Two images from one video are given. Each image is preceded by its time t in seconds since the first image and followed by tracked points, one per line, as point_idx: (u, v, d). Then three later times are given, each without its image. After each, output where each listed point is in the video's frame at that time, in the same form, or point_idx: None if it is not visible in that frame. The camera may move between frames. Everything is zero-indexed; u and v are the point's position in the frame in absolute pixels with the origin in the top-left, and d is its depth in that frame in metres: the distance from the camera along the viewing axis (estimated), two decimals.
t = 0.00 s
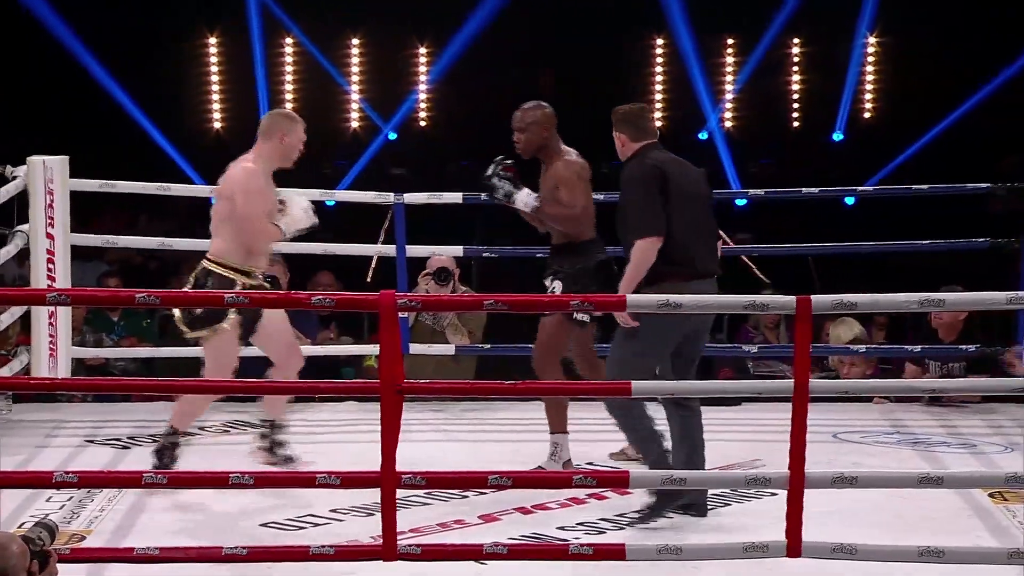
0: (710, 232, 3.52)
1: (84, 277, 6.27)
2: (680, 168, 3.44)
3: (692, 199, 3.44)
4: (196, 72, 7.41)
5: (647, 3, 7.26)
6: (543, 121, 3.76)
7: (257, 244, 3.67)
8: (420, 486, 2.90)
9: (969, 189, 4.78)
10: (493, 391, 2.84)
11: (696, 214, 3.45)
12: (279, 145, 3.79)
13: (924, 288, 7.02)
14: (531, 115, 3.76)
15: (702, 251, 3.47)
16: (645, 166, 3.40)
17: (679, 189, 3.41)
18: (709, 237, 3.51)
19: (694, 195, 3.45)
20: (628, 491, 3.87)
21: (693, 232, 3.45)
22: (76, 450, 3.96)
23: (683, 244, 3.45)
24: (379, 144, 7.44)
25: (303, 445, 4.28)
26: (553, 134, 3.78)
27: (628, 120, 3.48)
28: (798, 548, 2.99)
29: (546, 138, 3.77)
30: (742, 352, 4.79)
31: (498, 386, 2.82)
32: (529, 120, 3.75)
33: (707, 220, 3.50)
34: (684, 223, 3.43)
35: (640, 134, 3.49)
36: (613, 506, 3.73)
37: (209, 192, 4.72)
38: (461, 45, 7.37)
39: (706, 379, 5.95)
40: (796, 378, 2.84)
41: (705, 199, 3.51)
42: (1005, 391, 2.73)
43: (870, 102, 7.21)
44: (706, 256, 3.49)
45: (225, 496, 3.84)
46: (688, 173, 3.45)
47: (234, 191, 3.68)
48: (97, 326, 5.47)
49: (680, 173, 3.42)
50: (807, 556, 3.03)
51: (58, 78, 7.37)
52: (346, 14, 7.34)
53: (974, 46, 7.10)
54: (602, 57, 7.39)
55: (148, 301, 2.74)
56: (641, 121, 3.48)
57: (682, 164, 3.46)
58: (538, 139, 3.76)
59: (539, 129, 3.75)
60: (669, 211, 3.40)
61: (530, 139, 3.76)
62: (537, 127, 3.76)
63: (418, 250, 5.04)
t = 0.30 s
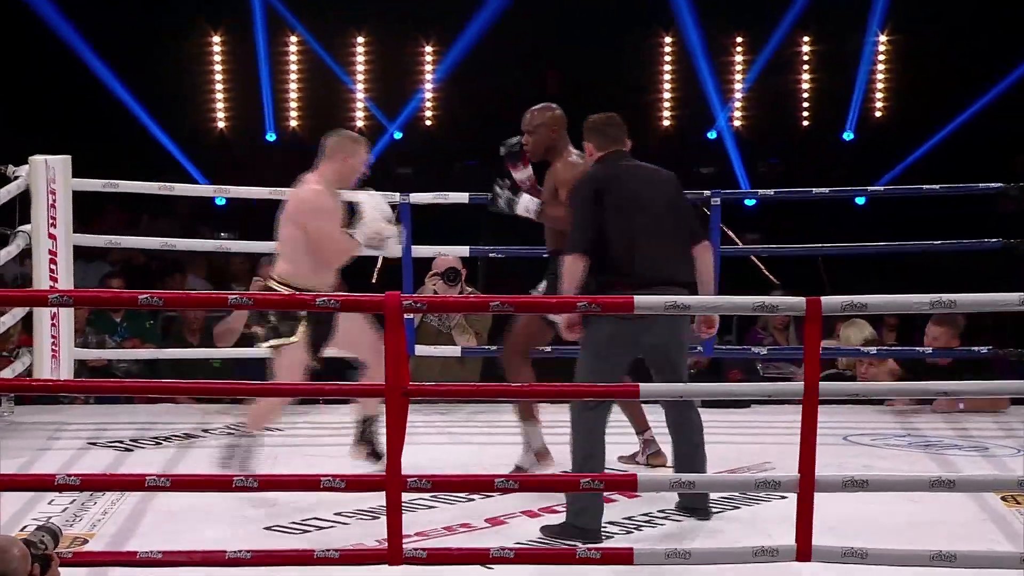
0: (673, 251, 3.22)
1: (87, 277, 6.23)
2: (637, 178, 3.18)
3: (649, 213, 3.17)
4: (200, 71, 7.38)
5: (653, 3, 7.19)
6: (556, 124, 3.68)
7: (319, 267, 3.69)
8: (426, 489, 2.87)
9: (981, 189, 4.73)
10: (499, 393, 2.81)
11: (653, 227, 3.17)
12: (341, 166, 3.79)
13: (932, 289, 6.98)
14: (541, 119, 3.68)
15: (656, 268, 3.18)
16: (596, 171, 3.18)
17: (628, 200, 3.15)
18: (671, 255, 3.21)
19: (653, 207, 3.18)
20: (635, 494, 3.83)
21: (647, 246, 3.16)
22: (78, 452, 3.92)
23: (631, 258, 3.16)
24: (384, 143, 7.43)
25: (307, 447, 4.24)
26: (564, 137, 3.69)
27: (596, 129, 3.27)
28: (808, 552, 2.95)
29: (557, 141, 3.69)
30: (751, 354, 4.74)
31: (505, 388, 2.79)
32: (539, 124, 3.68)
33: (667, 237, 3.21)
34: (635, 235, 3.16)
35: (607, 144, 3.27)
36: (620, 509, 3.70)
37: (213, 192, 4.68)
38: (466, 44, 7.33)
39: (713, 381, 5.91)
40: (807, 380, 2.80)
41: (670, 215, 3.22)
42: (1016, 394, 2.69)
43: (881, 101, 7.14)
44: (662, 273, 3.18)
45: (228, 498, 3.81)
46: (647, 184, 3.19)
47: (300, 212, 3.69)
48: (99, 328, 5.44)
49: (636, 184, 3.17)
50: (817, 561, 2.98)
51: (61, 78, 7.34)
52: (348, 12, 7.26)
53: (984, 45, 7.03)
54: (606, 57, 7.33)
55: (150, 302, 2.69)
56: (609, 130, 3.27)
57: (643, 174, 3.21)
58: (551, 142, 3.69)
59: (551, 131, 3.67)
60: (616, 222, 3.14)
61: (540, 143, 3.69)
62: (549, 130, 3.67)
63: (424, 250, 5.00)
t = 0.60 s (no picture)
0: (646, 247, 3.16)
1: (79, 278, 6.20)
2: (609, 172, 3.16)
3: (621, 206, 3.14)
4: (194, 71, 7.35)
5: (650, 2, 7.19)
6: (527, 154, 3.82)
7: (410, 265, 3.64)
8: (421, 492, 2.84)
9: (979, 189, 4.70)
10: (496, 396, 2.78)
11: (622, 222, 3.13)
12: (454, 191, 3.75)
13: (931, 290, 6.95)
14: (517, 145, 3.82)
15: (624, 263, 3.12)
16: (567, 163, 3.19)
17: (597, 193, 3.13)
18: (642, 252, 3.15)
19: (624, 202, 3.14)
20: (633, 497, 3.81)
21: (614, 242, 3.12)
22: (71, 455, 3.90)
23: (597, 251, 3.12)
24: (378, 144, 7.40)
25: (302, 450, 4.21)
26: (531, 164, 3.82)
27: (574, 126, 3.23)
28: (807, 556, 2.92)
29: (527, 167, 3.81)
30: (749, 356, 4.71)
31: (501, 390, 2.75)
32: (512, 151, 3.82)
33: (640, 233, 3.15)
34: (603, 229, 3.12)
35: (584, 140, 3.23)
36: (617, 513, 3.66)
37: (205, 193, 4.64)
38: (462, 44, 7.30)
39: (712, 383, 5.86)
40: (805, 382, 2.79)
41: (643, 212, 3.17)
42: (1016, 395, 2.67)
43: (880, 101, 7.13)
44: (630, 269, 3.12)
45: (222, 501, 3.78)
46: (619, 178, 3.16)
47: (404, 209, 3.65)
48: (91, 330, 5.40)
49: (607, 178, 3.15)
50: (815, 564, 2.96)
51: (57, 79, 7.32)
52: (346, 12, 7.28)
53: (981, 45, 7.01)
54: (604, 56, 7.30)
55: (144, 303, 2.69)
56: (588, 127, 3.22)
57: (616, 169, 3.18)
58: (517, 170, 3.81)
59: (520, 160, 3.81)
60: (583, 214, 3.13)
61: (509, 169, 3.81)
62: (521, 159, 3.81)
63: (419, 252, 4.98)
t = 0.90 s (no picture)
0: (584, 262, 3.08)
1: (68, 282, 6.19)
2: (548, 187, 3.05)
3: (557, 224, 3.03)
4: (185, 72, 7.31)
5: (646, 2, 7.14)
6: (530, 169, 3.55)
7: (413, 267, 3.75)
8: (413, 496, 2.81)
9: (977, 190, 4.66)
10: (489, 399, 2.75)
11: (560, 239, 3.03)
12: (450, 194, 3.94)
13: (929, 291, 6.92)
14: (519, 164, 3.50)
15: (560, 280, 3.04)
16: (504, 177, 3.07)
17: (535, 210, 3.02)
18: (578, 270, 3.06)
19: (563, 218, 3.04)
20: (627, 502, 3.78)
21: (550, 259, 3.03)
22: (59, 459, 3.86)
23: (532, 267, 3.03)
24: (371, 143, 7.37)
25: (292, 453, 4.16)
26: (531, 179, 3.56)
27: (514, 138, 3.11)
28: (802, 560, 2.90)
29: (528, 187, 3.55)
30: (744, 359, 4.68)
31: (494, 394, 2.72)
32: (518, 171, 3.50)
33: (575, 253, 3.05)
34: (540, 245, 3.02)
35: (524, 153, 3.10)
36: (611, 517, 3.63)
37: (195, 194, 4.60)
38: (456, 43, 7.25)
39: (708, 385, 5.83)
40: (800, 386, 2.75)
41: (583, 227, 3.07)
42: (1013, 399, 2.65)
43: (876, 101, 7.12)
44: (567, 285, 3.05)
45: (212, 506, 3.74)
46: (558, 193, 3.05)
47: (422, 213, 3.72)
48: (81, 332, 5.36)
49: (546, 192, 3.04)
50: (811, 569, 2.93)
51: (49, 79, 7.28)
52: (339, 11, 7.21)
53: (978, 44, 6.96)
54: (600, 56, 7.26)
55: (133, 306, 2.66)
56: (528, 140, 3.10)
57: (556, 183, 3.07)
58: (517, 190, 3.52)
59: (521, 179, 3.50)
60: (521, 232, 3.03)
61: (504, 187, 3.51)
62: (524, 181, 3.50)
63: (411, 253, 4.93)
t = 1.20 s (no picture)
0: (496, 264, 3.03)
1: (67, 283, 6.27)
2: (466, 186, 2.98)
3: (469, 226, 2.97)
4: (186, 71, 7.26)
5: None
6: (545, 137, 3.65)
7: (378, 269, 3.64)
8: (416, 499, 2.79)
9: (984, 190, 4.64)
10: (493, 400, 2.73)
11: (471, 240, 2.98)
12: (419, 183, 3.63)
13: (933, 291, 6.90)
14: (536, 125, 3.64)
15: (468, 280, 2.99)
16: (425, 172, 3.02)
17: (447, 210, 2.96)
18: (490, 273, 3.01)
19: (477, 219, 2.97)
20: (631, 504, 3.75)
21: (459, 262, 2.98)
22: (59, 461, 3.84)
23: (440, 266, 2.99)
24: (373, 143, 7.33)
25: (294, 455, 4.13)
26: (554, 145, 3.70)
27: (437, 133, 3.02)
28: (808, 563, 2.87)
29: (541, 152, 3.66)
30: (750, 360, 4.65)
31: (497, 395, 2.70)
32: (534, 131, 3.64)
33: (486, 255, 3.00)
34: (449, 244, 2.98)
35: (446, 149, 3.01)
36: (615, 519, 3.60)
37: (197, 194, 4.56)
38: (458, 42, 7.22)
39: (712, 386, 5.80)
40: (806, 386, 2.73)
41: (499, 228, 3.00)
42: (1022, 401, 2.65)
43: (882, 101, 7.07)
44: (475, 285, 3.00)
45: (213, 507, 3.72)
46: (476, 192, 2.98)
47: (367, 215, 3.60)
48: (81, 333, 5.32)
49: (462, 192, 2.97)
50: (817, 572, 2.90)
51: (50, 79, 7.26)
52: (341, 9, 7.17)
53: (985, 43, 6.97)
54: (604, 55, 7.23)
55: (134, 306, 2.65)
56: (451, 135, 3.01)
57: (474, 184, 2.99)
58: (530, 152, 3.67)
59: (534, 142, 3.65)
60: (432, 231, 2.97)
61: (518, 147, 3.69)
62: (536, 141, 3.65)
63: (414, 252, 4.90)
